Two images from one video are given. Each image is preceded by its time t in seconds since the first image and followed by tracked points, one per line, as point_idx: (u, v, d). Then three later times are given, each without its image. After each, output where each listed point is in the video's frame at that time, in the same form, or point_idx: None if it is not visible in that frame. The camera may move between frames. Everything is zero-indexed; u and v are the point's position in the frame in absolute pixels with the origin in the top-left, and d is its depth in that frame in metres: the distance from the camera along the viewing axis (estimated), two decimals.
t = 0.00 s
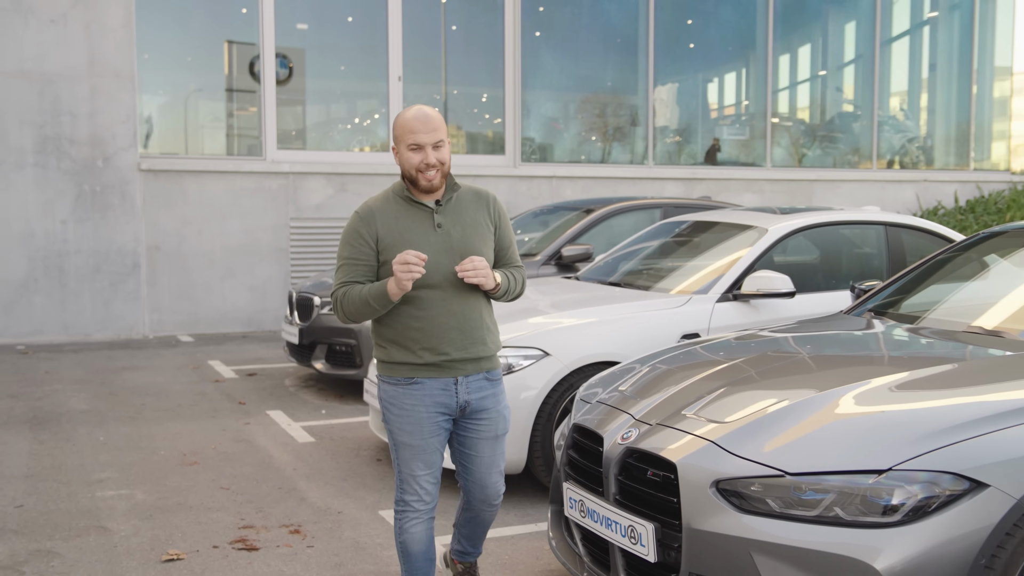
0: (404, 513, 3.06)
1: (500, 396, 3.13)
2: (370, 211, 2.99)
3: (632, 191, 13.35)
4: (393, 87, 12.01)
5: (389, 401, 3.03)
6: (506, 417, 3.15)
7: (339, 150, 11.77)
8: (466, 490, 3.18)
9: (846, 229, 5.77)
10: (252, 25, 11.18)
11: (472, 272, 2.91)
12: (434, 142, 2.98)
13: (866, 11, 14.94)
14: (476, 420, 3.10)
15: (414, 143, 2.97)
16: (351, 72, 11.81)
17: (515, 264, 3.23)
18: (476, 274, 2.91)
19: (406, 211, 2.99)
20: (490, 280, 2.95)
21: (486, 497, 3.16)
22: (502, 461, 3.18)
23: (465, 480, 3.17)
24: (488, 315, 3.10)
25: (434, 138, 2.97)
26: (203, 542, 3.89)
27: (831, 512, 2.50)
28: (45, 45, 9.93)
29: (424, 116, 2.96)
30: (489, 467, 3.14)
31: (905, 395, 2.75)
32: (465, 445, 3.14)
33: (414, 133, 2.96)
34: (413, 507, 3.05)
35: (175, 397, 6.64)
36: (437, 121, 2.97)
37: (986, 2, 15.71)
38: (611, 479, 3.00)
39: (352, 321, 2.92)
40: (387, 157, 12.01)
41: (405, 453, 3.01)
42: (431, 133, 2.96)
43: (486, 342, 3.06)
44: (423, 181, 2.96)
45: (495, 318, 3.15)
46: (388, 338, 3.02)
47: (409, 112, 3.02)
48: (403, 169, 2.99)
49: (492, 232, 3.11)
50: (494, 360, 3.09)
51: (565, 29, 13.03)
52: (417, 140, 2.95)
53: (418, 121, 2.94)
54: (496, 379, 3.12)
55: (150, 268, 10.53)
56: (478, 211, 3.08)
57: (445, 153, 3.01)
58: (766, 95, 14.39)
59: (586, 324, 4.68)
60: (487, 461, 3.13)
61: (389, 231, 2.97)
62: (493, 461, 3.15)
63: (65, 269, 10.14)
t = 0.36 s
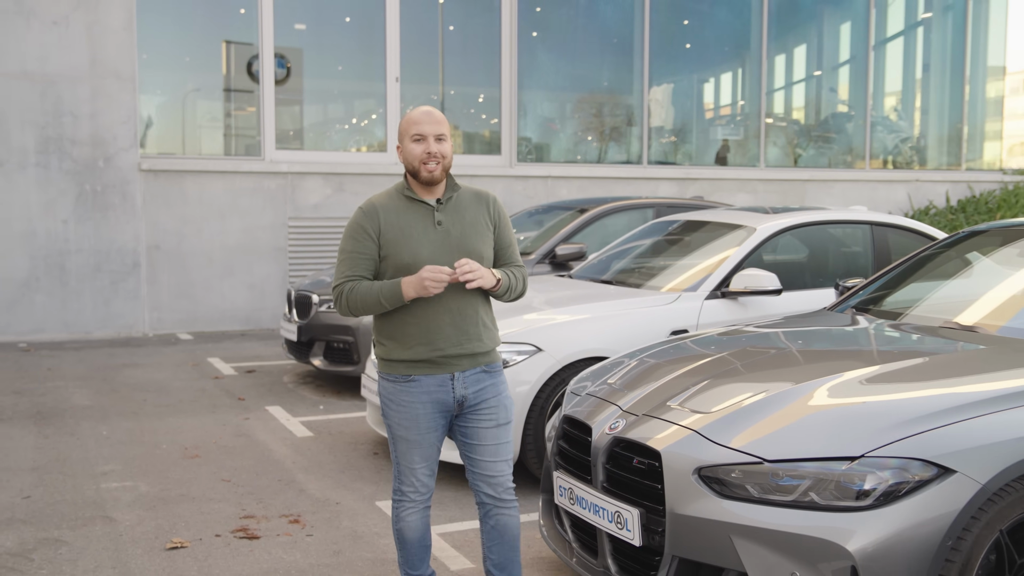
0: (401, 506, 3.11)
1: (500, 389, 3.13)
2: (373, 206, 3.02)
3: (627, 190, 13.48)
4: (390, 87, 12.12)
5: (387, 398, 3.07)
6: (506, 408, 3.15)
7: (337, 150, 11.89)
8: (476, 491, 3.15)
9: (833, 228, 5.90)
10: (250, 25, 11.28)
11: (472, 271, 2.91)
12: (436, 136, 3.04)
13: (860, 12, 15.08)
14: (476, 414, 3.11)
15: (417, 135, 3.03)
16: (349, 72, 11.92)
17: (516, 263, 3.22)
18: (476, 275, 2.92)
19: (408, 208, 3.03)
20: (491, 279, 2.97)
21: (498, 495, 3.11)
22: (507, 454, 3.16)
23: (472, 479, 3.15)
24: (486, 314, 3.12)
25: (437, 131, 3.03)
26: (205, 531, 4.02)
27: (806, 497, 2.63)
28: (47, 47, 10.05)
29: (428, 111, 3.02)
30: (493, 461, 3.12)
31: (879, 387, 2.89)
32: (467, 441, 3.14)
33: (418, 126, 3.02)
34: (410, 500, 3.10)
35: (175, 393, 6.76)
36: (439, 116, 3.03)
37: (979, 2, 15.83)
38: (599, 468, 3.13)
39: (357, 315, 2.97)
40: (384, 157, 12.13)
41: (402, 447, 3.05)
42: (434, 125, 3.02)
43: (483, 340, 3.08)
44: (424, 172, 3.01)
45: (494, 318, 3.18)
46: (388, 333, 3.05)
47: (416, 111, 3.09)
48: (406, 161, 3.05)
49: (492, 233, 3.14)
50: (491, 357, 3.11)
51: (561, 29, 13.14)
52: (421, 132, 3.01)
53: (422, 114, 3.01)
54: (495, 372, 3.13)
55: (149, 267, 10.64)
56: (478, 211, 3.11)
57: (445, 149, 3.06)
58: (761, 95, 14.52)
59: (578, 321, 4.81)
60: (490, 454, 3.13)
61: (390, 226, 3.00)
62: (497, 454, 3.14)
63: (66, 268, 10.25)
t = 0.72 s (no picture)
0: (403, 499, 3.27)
1: (508, 398, 3.20)
2: (403, 206, 3.14)
3: (621, 190, 13.61)
4: (388, 88, 12.24)
5: (398, 397, 3.20)
6: (513, 418, 3.21)
7: (334, 150, 12.01)
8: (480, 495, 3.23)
9: (821, 227, 6.03)
10: (249, 26, 11.40)
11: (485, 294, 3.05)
12: (473, 137, 3.12)
13: (855, 12, 15.22)
14: (481, 420, 3.19)
15: (454, 136, 3.12)
16: (347, 72, 12.05)
17: (539, 275, 3.28)
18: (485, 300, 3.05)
19: (437, 209, 3.12)
20: (505, 299, 3.09)
21: (500, 501, 3.18)
22: (512, 462, 3.22)
23: (477, 483, 3.23)
24: (504, 321, 3.18)
25: (473, 133, 3.11)
26: (208, 520, 4.15)
27: (783, 483, 2.76)
28: (50, 48, 10.16)
29: (465, 113, 3.10)
30: (496, 469, 3.19)
31: (856, 378, 3.02)
32: (473, 445, 3.23)
33: (454, 128, 3.10)
34: (411, 495, 3.24)
35: (176, 389, 6.88)
36: (476, 119, 3.10)
37: (972, 4, 15.96)
38: (588, 456, 3.27)
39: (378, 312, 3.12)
40: (381, 157, 12.27)
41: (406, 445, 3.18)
42: (470, 128, 3.10)
43: (496, 347, 3.14)
44: (456, 174, 3.11)
45: (514, 327, 3.23)
46: (405, 331, 3.17)
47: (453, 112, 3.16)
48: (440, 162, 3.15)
49: (517, 240, 3.19)
50: (503, 365, 3.16)
51: (558, 30, 13.27)
52: (457, 133, 3.09)
53: (459, 117, 3.08)
54: (505, 381, 3.19)
55: (149, 266, 10.76)
56: (506, 218, 3.18)
57: (481, 150, 3.15)
58: (756, 96, 14.67)
59: (571, 318, 4.94)
60: (494, 461, 3.20)
61: (418, 226, 3.10)
62: (501, 462, 3.21)
63: (68, 267, 10.37)
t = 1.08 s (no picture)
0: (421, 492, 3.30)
1: (532, 394, 3.21)
2: (438, 198, 3.15)
3: (615, 190, 13.75)
4: (384, 88, 12.35)
5: (425, 390, 3.22)
6: (536, 415, 3.23)
7: (331, 150, 12.12)
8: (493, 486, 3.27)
9: (808, 226, 6.16)
10: (246, 26, 11.50)
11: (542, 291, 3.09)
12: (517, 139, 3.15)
13: (848, 13, 15.35)
14: (503, 416, 3.21)
15: (499, 135, 3.13)
16: (344, 72, 12.16)
17: (571, 272, 3.30)
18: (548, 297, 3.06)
19: (471, 201, 3.14)
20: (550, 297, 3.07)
21: (510, 494, 3.21)
22: (530, 458, 3.25)
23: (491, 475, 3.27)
24: (534, 316, 3.19)
25: (518, 133, 3.13)
26: (208, 511, 4.26)
27: (762, 470, 2.88)
28: (50, 48, 10.26)
29: (512, 113, 3.13)
30: (513, 464, 3.22)
31: (833, 370, 3.15)
32: (495, 439, 3.25)
33: (501, 126, 3.11)
34: (431, 488, 3.27)
35: (175, 385, 7.00)
36: (520, 121, 3.15)
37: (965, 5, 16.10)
38: (576, 446, 3.39)
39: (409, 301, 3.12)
40: (377, 157, 12.39)
41: (428, 439, 3.21)
42: (515, 127, 3.12)
43: (524, 341, 3.15)
44: (503, 174, 3.11)
45: (544, 321, 3.24)
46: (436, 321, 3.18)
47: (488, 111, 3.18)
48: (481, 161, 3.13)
49: (550, 235, 3.21)
50: (530, 359, 3.18)
51: (553, 31, 13.40)
52: (504, 133, 3.10)
53: (507, 115, 3.10)
54: (531, 376, 3.20)
55: (148, 265, 10.86)
56: (539, 212, 3.20)
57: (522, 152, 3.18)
58: (750, 96, 14.80)
59: (563, 314, 5.07)
60: (512, 456, 3.23)
61: (451, 217, 3.12)
62: (520, 457, 3.23)
63: (68, 266, 10.47)
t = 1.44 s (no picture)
0: (434, 493, 3.15)
1: (538, 391, 3.21)
2: (445, 198, 3.09)
3: (608, 190, 13.87)
4: (379, 89, 12.46)
5: (434, 382, 3.14)
6: (540, 411, 3.23)
7: (327, 150, 12.22)
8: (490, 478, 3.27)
9: (795, 225, 6.29)
10: (241, 26, 11.60)
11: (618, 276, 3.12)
12: (506, 139, 3.05)
13: (840, 14, 15.49)
14: (510, 410, 3.19)
15: (488, 139, 3.06)
16: (339, 72, 12.27)
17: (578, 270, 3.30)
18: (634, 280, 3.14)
19: (478, 201, 3.09)
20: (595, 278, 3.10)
21: (507, 486, 3.23)
22: (529, 452, 3.26)
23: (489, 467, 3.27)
24: (543, 313, 3.17)
25: (505, 134, 3.03)
26: (207, 503, 4.37)
27: (740, 458, 3.00)
28: (47, 50, 10.35)
29: (500, 114, 3.04)
30: (515, 458, 3.22)
31: (807, 363, 3.28)
32: (495, 433, 3.25)
33: (487, 130, 3.04)
34: (446, 490, 3.13)
35: (173, 382, 7.10)
36: (512, 120, 3.03)
37: (955, 6, 16.24)
38: (562, 437, 3.52)
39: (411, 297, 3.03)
40: (373, 157, 12.50)
41: (443, 434, 3.10)
42: (502, 130, 3.03)
43: (534, 338, 3.12)
44: (493, 177, 3.04)
45: (550, 319, 3.22)
46: (444, 318, 3.12)
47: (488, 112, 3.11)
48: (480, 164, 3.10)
49: (558, 234, 3.20)
50: (539, 356, 3.15)
51: (547, 33, 13.52)
52: (490, 137, 3.04)
53: (493, 118, 3.02)
54: (539, 373, 3.19)
55: (146, 264, 10.96)
56: (548, 212, 3.18)
57: (516, 151, 3.07)
58: (743, 97, 14.93)
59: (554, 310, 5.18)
60: (513, 450, 3.23)
61: (460, 217, 3.06)
62: (519, 452, 3.24)
63: (66, 265, 10.56)
